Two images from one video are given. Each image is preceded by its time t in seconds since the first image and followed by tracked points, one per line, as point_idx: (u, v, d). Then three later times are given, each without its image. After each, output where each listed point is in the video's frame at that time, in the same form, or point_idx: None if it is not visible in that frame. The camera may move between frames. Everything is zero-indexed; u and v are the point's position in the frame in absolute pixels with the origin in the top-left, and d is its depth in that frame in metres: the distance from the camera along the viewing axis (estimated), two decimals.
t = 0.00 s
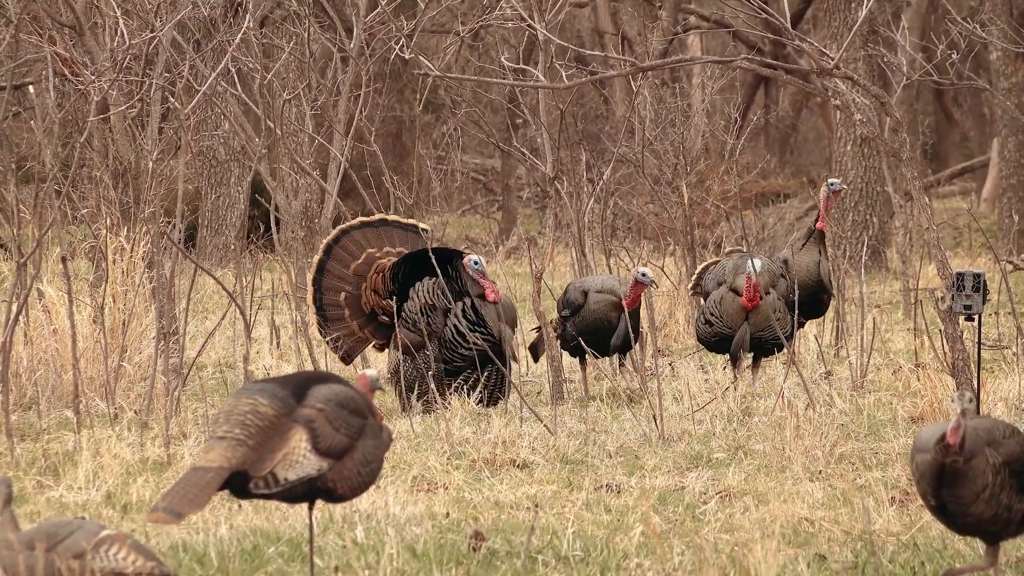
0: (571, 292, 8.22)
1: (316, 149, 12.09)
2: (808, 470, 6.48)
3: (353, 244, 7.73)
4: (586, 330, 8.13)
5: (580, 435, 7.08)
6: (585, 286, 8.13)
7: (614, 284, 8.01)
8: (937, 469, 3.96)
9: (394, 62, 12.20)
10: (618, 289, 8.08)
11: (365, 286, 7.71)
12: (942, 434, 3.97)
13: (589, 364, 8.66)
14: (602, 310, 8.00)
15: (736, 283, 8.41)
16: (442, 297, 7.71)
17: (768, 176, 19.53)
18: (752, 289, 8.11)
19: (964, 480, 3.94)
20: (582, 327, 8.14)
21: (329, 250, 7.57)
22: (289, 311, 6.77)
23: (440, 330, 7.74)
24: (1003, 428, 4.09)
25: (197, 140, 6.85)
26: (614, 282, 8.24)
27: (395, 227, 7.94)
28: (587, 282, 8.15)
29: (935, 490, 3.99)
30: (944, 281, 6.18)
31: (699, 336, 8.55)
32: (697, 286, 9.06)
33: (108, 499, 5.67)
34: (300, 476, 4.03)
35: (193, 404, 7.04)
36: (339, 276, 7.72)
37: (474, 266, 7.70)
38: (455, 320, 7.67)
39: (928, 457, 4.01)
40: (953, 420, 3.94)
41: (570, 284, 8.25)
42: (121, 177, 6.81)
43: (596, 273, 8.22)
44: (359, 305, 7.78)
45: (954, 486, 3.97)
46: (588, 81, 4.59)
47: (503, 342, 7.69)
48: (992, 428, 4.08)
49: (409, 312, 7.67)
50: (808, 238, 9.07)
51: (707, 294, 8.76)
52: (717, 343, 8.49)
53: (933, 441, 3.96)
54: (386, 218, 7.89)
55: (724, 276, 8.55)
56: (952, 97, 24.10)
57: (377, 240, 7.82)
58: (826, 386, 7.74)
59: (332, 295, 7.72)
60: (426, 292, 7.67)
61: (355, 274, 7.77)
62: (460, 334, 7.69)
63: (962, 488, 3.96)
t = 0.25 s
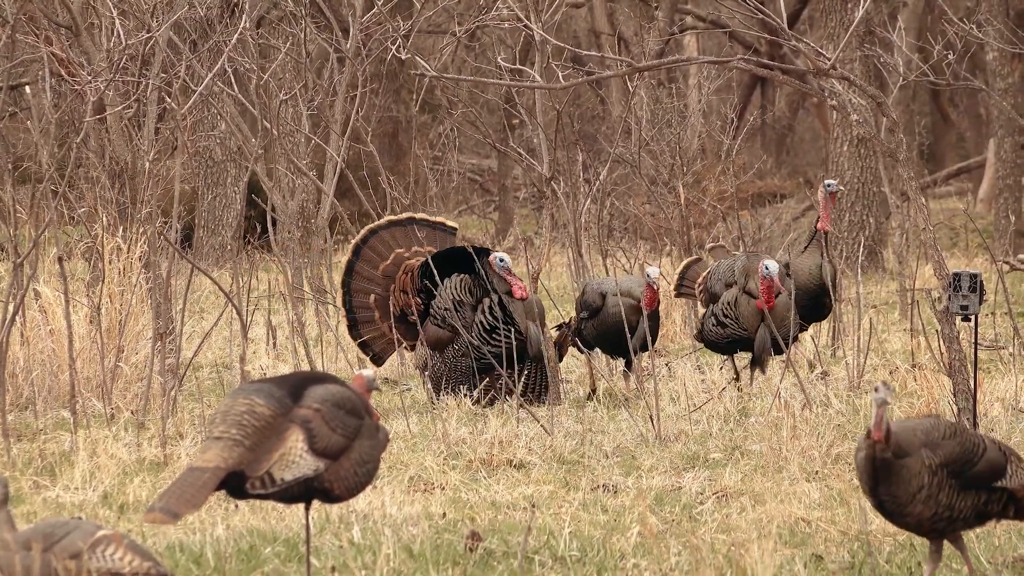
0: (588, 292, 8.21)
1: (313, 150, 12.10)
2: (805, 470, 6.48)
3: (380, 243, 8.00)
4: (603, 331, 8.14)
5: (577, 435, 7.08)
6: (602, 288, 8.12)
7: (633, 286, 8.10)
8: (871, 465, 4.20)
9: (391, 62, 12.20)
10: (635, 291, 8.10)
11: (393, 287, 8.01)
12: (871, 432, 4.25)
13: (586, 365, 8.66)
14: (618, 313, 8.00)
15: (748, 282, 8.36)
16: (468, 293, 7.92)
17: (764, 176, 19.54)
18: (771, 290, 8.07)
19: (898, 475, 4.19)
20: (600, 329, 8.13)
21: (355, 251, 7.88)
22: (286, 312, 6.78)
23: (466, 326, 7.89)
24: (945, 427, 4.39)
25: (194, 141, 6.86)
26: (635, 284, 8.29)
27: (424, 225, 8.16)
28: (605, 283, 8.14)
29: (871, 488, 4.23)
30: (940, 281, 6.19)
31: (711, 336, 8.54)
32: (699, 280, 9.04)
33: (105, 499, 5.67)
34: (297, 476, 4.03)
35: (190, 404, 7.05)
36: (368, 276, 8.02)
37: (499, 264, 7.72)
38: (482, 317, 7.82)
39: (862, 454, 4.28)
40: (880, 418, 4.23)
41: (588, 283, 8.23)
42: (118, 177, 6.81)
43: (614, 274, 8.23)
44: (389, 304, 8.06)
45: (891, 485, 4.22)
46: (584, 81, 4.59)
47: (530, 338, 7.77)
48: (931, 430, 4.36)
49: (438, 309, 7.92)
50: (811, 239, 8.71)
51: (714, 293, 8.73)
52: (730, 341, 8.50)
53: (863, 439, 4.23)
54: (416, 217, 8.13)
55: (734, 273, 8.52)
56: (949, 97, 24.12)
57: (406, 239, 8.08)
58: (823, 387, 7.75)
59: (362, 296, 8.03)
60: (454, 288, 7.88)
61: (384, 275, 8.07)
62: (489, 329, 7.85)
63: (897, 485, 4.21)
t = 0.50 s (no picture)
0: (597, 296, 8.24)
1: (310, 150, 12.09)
2: (802, 470, 6.48)
3: (408, 245, 8.05)
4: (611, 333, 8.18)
5: (574, 435, 7.08)
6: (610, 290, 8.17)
7: (642, 288, 8.13)
8: (829, 458, 4.29)
9: (389, 62, 12.19)
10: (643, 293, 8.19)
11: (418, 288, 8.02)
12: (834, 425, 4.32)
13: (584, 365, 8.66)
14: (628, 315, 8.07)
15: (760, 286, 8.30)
16: (490, 295, 7.95)
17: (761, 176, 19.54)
18: (784, 287, 8.08)
19: (855, 468, 4.26)
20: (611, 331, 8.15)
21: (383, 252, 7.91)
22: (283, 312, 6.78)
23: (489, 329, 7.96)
24: (900, 425, 4.42)
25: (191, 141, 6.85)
26: (641, 286, 8.37)
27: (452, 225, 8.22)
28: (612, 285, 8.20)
29: (826, 479, 4.33)
30: (937, 281, 6.20)
31: (726, 344, 8.39)
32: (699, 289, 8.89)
33: (102, 500, 5.67)
34: (294, 476, 4.04)
35: (187, 404, 7.05)
36: (393, 277, 8.05)
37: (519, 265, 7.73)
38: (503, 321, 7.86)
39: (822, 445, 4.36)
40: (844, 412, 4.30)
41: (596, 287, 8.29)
42: (115, 177, 6.81)
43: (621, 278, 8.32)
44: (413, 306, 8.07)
45: (844, 478, 4.30)
46: (581, 81, 4.57)
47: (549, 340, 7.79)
48: (887, 427, 4.39)
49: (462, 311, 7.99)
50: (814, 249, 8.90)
51: (723, 300, 8.55)
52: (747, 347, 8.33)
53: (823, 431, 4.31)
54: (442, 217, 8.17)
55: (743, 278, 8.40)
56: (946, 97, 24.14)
57: (434, 239, 8.13)
58: (820, 387, 7.75)
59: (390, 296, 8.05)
60: (478, 289, 7.97)
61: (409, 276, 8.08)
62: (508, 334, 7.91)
63: (853, 480, 4.28)
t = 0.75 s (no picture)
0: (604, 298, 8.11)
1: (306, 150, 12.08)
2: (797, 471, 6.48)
3: (423, 245, 7.83)
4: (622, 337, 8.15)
5: (569, 436, 7.08)
6: (624, 294, 8.06)
7: (661, 293, 8.09)
8: (767, 459, 4.26)
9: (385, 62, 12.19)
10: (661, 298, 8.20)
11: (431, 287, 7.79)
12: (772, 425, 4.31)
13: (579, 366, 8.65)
14: (647, 321, 8.08)
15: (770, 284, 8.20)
16: (496, 299, 7.67)
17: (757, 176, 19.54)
18: (797, 288, 7.93)
19: (792, 469, 4.24)
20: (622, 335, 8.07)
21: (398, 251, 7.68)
22: (278, 312, 6.77)
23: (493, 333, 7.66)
24: (834, 429, 4.44)
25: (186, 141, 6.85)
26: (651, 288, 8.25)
27: (469, 226, 8.00)
28: (624, 288, 8.09)
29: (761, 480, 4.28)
30: (932, 282, 6.20)
31: (732, 342, 8.37)
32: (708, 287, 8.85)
33: (98, 501, 5.67)
34: (289, 478, 4.04)
35: (182, 405, 7.04)
36: (409, 277, 7.82)
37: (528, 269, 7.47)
38: (508, 325, 7.58)
39: (758, 446, 4.32)
40: (786, 413, 4.31)
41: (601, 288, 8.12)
42: (110, 177, 6.80)
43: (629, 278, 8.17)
44: (425, 307, 7.83)
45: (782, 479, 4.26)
46: (576, 82, 4.57)
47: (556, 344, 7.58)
48: (823, 431, 4.40)
49: (469, 315, 7.73)
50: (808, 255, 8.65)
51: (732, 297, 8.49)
52: (754, 347, 8.29)
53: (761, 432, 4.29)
54: (459, 218, 7.97)
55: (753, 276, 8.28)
56: (941, 97, 24.17)
57: (451, 240, 7.93)
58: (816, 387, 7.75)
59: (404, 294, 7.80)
60: (486, 290, 7.67)
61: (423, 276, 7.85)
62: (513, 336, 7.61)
63: (788, 482, 4.25)
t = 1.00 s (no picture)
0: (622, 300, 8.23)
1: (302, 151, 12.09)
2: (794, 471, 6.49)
3: (439, 247, 7.93)
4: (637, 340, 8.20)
5: (566, 437, 7.07)
6: (641, 295, 8.18)
7: (680, 297, 8.21)
8: (716, 451, 4.35)
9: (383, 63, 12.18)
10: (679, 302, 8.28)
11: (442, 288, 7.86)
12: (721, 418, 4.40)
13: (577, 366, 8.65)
14: (663, 322, 8.11)
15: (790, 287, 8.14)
16: (496, 299, 7.58)
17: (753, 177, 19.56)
18: (818, 290, 7.92)
19: (739, 460, 4.33)
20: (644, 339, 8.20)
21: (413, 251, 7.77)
22: (275, 313, 6.78)
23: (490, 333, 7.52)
24: (783, 423, 4.53)
25: (183, 142, 6.84)
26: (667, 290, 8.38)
27: (484, 228, 8.07)
28: (642, 290, 8.22)
29: (710, 472, 4.38)
30: (929, 283, 6.21)
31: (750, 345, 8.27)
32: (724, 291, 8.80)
33: (94, 502, 5.67)
34: (286, 478, 4.04)
35: (179, 406, 7.04)
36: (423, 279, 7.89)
37: (529, 268, 7.36)
38: (502, 325, 7.41)
39: (706, 439, 4.42)
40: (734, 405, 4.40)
41: (621, 291, 8.26)
42: (107, 178, 6.80)
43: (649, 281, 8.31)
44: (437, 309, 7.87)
45: (728, 470, 4.35)
46: (573, 82, 4.58)
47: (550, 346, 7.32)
48: (771, 423, 4.50)
49: (471, 315, 7.66)
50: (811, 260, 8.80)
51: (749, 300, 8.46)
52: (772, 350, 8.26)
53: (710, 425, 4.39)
54: (477, 221, 8.02)
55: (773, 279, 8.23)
56: (938, 99, 24.21)
57: (464, 241, 7.98)
58: (813, 389, 7.75)
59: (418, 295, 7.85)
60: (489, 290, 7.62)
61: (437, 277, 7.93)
62: (507, 336, 7.42)
63: (736, 473, 4.35)
